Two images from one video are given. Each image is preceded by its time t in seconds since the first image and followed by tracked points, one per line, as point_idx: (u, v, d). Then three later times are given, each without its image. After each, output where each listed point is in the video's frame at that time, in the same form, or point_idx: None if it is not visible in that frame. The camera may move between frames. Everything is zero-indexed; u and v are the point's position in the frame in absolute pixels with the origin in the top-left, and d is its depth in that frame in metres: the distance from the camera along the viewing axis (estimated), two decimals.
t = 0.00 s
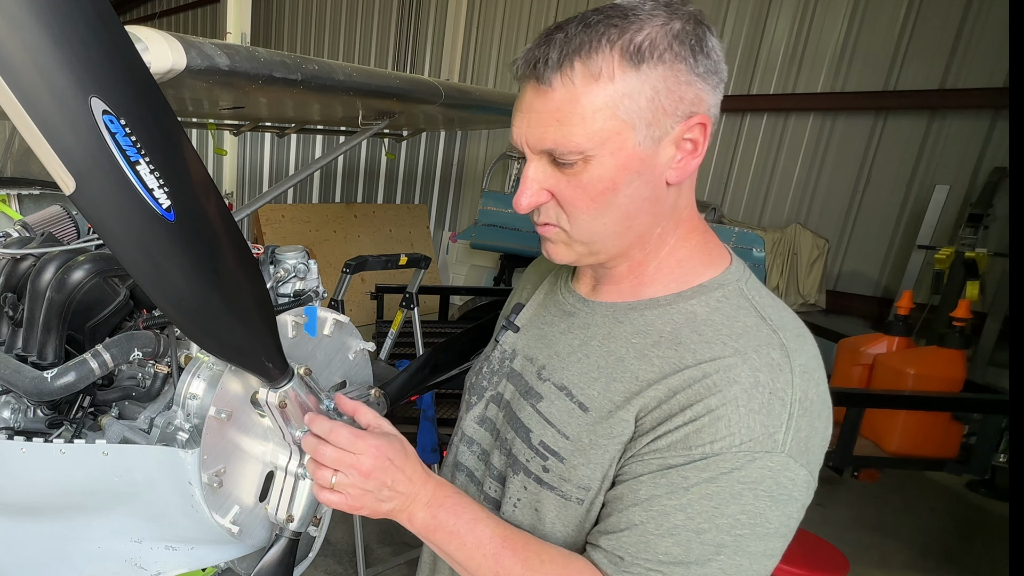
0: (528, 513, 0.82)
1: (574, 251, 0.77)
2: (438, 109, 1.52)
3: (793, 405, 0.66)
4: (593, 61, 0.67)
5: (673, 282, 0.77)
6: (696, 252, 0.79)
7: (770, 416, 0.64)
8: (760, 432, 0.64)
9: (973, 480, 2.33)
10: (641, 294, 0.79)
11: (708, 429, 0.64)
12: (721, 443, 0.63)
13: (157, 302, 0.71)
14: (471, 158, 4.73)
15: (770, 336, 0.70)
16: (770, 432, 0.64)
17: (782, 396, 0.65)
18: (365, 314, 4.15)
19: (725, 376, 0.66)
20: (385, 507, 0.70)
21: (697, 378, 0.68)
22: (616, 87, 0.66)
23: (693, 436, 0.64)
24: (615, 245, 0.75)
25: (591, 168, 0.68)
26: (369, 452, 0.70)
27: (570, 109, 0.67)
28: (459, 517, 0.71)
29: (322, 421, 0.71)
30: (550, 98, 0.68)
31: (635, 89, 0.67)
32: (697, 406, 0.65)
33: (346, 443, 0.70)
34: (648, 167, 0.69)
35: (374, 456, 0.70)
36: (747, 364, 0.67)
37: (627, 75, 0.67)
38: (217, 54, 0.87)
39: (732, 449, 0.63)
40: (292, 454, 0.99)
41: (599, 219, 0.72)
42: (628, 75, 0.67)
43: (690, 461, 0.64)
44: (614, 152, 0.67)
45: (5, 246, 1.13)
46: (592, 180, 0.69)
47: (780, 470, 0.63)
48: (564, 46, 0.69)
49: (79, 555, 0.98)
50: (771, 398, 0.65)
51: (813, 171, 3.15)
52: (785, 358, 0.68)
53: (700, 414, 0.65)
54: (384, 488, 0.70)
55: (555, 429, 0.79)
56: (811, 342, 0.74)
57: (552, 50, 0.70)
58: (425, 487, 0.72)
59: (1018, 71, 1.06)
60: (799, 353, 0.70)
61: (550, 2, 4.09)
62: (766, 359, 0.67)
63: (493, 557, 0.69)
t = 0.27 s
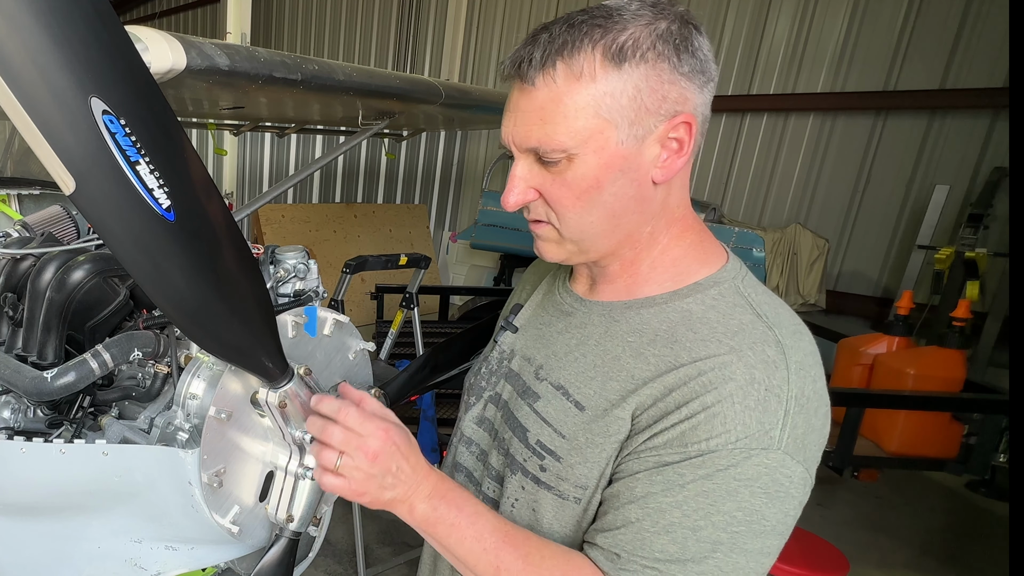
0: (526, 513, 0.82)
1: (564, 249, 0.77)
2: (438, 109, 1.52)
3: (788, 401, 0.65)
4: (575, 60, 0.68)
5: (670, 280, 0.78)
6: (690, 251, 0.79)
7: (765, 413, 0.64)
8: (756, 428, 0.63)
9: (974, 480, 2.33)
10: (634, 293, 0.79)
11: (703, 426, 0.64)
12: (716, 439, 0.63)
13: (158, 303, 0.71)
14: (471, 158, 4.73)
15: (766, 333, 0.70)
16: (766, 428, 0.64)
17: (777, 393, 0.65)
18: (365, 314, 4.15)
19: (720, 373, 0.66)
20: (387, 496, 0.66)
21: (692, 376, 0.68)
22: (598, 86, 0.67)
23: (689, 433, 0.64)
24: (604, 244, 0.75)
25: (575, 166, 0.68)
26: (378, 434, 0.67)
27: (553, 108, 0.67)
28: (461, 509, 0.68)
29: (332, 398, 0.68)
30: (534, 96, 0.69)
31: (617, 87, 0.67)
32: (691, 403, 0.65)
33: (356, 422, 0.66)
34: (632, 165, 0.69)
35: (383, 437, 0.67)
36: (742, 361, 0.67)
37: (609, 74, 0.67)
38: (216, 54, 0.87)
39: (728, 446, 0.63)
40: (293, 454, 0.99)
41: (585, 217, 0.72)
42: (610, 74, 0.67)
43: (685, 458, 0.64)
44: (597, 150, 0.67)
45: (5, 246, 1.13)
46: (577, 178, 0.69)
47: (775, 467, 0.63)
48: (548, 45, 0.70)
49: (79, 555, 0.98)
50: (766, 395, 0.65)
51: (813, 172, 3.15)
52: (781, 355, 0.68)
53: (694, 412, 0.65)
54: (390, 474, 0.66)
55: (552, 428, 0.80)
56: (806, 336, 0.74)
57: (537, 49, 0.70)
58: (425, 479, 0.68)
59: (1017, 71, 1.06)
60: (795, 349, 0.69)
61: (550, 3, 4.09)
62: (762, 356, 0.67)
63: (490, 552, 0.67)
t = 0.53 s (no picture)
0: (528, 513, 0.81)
1: (561, 248, 0.78)
2: (438, 109, 1.52)
3: (787, 397, 0.65)
4: (574, 57, 0.68)
5: (671, 280, 0.78)
6: (690, 251, 0.79)
7: (761, 406, 0.64)
8: (752, 419, 0.63)
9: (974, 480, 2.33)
10: (634, 293, 0.79)
11: (698, 416, 0.64)
12: (710, 428, 0.63)
13: (157, 303, 0.71)
14: (471, 158, 4.73)
15: (767, 331, 0.70)
16: (762, 421, 0.64)
17: (776, 388, 0.65)
18: (365, 314, 4.15)
19: (719, 368, 0.66)
20: (373, 454, 0.66)
21: (691, 372, 0.68)
22: (597, 84, 0.67)
23: (683, 422, 0.65)
24: (601, 242, 0.75)
25: (572, 164, 0.68)
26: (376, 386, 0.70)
27: (552, 106, 0.68)
28: (443, 478, 0.67)
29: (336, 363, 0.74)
30: (533, 93, 0.69)
31: (616, 86, 0.67)
32: (688, 397, 0.65)
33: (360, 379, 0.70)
34: (630, 164, 0.69)
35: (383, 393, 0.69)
36: (742, 357, 0.67)
37: (608, 72, 0.67)
38: (217, 54, 0.87)
39: (721, 435, 0.62)
40: (293, 454, 0.99)
41: (582, 215, 0.72)
42: (608, 72, 0.67)
43: (675, 446, 0.64)
44: (595, 148, 0.68)
45: (5, 246, 1.13)
46: (574, 176, 0.69)
47: (766, 461, 0.62)
48: (548, 42, 0.70)
49: (79, 555, 0.98)
50: (763, 389, 0.65)
51: (813, 171, 3.15)
52: (781, 352, 0.68)
53: (691, 405, 0.65)
54: (380, 430, 0.67)
55: (552, 427, 0.80)
56: (808, 336, 0.74)
57: (537, 46, 0.70)
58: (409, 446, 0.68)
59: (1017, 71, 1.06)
60: (797, 347, 0.69)
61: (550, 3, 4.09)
62: (762, 352, 0.67)
63: (469, 524, 0.64)
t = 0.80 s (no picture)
0: (524, 516, 0.81)
1: (556, 251, 0.78)
2: (438, 109, 1.52)
3: (787, 402, 0.65)
4: (559, 64, 0.68)
5: (667, 281, 0.78)
6: (686, 251, 0.79)
7: (762, 413, 0.64)
8: (754, 428, 0.63)
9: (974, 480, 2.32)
10: (631, 293, 0.79)
11: (701, 426, 0.64)
12: (714, 439, 0.63)
13: (156, 302, 0.71)
14: (471, 158, 4.73)
15: (765, 333, 0.69)
16: (764, 429, 0.63)
17: (775, 394, 0.65)
18: (365, 314, 4.15)
19: (718, 373, 0.66)
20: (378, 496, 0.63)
21: (689, 377, 0.68)
22: (582, 90, 0.67)
23: (686, 434, 0.64)
24: (595, 246, 0.75)
25: (561, 170, 0.69)
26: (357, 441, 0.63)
27: (539, 112, 0.68)
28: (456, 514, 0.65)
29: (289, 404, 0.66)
30: (519, 101, 0.69)
31: (601, 91, 0.67)
32: (689, 404, 0.65)
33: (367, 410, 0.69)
34: (619, 168, 0.69)
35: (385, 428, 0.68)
36: (740, 361, 0.67)
37: (593, 78, 0.67)
38: (217, 54, 0.87)
39: (726, 446, 0.62)
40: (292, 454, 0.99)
41: (574, 220, 0.72)
42: (594, 78, 0.67)
43: (683, 458, 0.64)
44: (583, 154, 0.68)
45: (5, 246, 1.13)
46: (563, 182, 0.69)
47: (773, 468, 0.62)
48: (533, 49, 0.70)
49: (79, 555, 0.98)
50: (763, 395, 0.65)
51: (813, 172, 3.15)
52: (779, 355, 0.68)
53: (691, 413, 0.65)
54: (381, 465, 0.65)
55: (550, 429, 0.80)
56: (805, 336, 0.74)
57: (522, 52, 0.71)
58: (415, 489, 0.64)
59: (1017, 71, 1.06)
60: (794, 350, 0.69)
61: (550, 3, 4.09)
62: (760, 355, 0.67)
63: (487, 557, 0.64)
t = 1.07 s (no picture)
0: (531, 517, 0.83)
1: (557, 268, 0.77)
2: (438, 109, 1.52)
3: (788, 409, 0.65)
4: (541, 89, 0.67)
5: (663, 284, 0.77)
6: (683, 254, 0.78)
7: (768, 423, 0.64)
8: (764, 440, 0.63)
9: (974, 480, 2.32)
10: (629, 296, 0.79)
11: (710, 440, 0.63)
12: (727, 454, 0.62)
13: (156, 302, 0.71)
14: (471, 158, 4.73)
15: (762, 339, 0.69)
16: (773, 439, 0.63)
17: (777, 402, 0.65)
18: (365, 314, 4.15)
19: (719, 383, 0.66)
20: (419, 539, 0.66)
21: (690, 388, 0.68)
22: (568, 113, 0.66)
23: (697, 450, 0.64)
24: (595, 260, 0.75)
25: (556, 192, 0.68)
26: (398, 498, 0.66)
27: (526, 139, 0.67)
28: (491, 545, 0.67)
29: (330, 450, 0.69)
30: (505, 129, 0.68)
31: (588, 112, 0.67)
32: (693, 417, 0.65)
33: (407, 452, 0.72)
34: (613, 184, 0.69)
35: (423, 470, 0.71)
36: (739, 371, 0.67)
37: (577, 99, 0.67)
38: (217, 54, 0.87)
39: (739, 461, 0.62)
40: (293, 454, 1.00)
41: (573, 238, 0.72)
42: (578, 99, 0.67)
43: (698, 476, 0.64)
44: (577, 174, 0.67)
45: (5, 246, 1.13)
46: (559, 203, 0.69)
47: (789, 477, 0.63)
48: (513, 76, 0.69)
49: (79, 555, 0.98)
50: (765, 403, 0.65)
51: (813, 172, 3.15)
52: (777, 362, 0.68)
53: (698, 426, 0.65)
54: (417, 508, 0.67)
55: (550, 434, 0.80)
56: (800, 338, 0.74)
57: (502, 81, 0.70)
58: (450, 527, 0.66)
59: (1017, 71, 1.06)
60: (790, 355, 0.70)
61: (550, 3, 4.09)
62: (758, 363, 0.67)
63: None
